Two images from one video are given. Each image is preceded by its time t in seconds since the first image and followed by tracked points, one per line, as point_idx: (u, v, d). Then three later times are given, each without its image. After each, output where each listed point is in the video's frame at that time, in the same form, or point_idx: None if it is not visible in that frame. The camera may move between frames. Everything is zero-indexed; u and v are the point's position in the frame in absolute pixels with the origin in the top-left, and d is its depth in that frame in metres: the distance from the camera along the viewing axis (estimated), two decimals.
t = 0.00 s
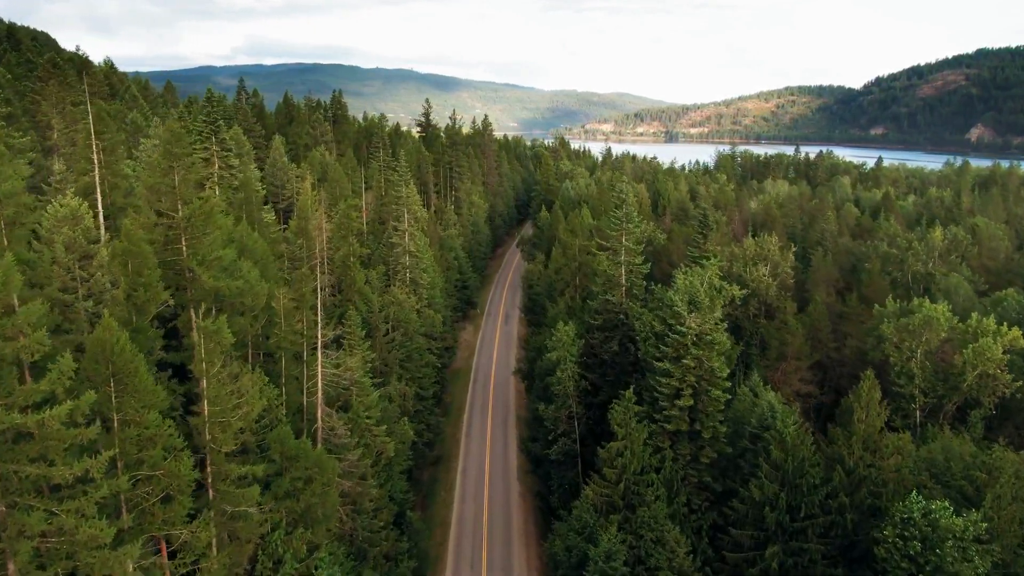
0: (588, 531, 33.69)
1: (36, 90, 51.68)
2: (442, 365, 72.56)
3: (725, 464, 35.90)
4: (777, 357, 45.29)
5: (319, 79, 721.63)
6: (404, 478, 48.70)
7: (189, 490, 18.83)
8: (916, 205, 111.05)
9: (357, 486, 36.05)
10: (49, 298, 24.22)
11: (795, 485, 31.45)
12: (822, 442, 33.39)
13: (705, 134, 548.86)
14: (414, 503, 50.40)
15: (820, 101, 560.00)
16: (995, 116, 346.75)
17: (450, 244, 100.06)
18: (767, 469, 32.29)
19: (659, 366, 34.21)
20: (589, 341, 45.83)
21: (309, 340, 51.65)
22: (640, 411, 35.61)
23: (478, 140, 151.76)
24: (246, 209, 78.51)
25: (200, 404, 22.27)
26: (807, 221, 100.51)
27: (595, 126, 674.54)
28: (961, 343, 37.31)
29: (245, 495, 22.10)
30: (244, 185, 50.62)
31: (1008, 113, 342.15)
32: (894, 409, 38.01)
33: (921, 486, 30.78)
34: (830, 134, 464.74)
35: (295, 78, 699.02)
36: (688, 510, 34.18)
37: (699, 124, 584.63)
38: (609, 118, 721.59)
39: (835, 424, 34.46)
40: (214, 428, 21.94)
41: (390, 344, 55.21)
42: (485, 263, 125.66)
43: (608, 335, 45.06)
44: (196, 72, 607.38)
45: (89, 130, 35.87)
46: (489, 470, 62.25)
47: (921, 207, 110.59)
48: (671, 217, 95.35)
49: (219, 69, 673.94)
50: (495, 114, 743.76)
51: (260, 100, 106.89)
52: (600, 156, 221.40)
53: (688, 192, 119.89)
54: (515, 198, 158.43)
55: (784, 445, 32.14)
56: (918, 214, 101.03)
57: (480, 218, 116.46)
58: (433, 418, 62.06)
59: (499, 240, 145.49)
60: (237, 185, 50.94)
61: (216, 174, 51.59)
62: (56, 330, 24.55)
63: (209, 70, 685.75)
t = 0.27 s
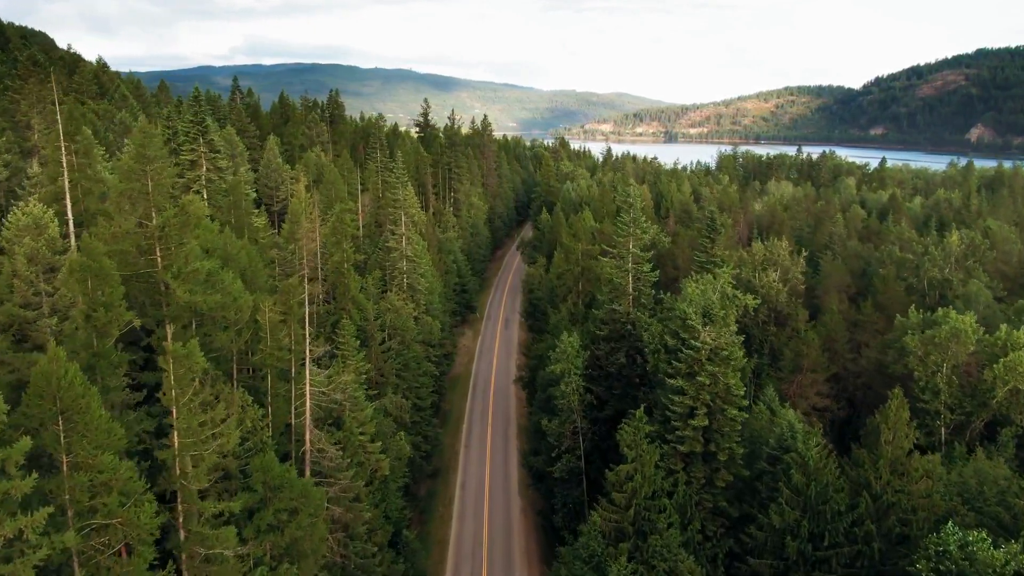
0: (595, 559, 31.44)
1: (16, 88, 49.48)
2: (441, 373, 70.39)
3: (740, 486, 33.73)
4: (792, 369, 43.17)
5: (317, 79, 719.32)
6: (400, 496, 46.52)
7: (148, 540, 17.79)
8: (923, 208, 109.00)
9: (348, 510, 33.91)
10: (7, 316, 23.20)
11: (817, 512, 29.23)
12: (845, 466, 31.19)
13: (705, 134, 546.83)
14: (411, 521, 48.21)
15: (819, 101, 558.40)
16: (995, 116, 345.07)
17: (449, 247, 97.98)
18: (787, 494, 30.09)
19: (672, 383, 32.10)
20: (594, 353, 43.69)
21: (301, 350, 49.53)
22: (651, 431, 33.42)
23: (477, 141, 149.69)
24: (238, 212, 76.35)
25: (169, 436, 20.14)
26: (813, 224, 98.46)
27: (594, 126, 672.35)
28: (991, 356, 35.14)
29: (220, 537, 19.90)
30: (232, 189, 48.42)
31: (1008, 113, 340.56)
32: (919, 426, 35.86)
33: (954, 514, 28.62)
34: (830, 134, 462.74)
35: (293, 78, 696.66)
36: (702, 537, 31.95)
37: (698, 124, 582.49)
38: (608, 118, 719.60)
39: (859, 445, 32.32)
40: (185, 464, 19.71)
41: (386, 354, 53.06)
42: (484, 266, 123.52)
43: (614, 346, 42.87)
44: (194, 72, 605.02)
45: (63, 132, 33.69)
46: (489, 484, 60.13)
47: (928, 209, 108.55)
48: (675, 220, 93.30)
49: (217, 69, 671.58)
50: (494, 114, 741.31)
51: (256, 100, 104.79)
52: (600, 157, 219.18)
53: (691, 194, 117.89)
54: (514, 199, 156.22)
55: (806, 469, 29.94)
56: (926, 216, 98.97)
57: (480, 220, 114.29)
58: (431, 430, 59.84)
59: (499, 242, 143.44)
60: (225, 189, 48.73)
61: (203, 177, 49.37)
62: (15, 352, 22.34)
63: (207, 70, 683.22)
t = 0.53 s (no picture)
0: None
1: None
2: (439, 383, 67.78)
3: (762, 517, 31.13)
4: (811, 384, 40.62)
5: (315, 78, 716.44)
6: (396, 518, 43.92)
7: None
8: (931, 211, 106.60)
9: (336, 541, 31.43)
10: None
11: (849, 548, 26.56)
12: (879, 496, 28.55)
13: (704, 134, 544.51)
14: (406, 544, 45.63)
15: (819, 101, 556.48)
16: (995, 116, 343.12)
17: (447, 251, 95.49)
18: (816, 529, 27.43)
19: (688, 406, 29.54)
20: (602, 368, 41.13)
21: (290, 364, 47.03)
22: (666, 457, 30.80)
23: (476, 141, 147.15)
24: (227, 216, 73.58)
25: (124, 482, 17.61)
26: (820, 227, 96.01)
27: (593, 126, 669.92)
28: None
29: None
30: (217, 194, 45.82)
31: (1008, 113, 338.67)
32: (952, 448, 33.26)
33: (999, 551, 26.01)
34: (830, 134, 460.59)
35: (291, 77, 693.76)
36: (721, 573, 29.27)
37: (698, 124, 580.11)
38: (607, 119, 717.31)
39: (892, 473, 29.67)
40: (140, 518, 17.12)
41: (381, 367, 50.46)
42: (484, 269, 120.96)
43: (622, 361, 40.28)
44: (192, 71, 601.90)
45: (28, 134, 31.14)
46: (489, 501, 57.52)
47: (937, 211, 106.15)
48: (680, 223, 90.80)
49: (214, 69, 668.27)
50: (492, 114, 738.72)
51: (249, 99, 102.22)
52: (600, 158, 216.76)
53: (694, 195, 115.34)
54: (514, 200, 153.68)
55: (837, 502, 27.28)
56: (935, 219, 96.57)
57: (479, 223, 111.75)
58: (429, 444, 57.22)
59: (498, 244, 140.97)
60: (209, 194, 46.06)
61: (187, 181, 46.71)
62: None
63: (205, 70, 680.45)
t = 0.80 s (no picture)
0: None
1: None
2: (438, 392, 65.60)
3: (784, 548, 28.94)
4: (830, 399, 38.46)
5: (314, 78, 714.58)
6: (392, 538, 41.77)
7: None
8: (939, 213, 104.54)
9: (326, 574, 29.26)
10: None
11: None
12: (912, 528, 26.31)
13: (703, 134, 542.79)
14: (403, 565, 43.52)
15: (818, 101, 554.86)
16: (995, 116, 341.48)
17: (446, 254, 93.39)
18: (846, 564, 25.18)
19: (704, 429, 27.29)
20: (609, 383, 39.04)
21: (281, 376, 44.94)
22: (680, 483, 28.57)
23: (476, 141, 145.12)
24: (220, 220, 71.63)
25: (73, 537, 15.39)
26: (827, 229, 93.97)
27: (593, 126, 668.07)
28: None
29: None
30: (203, 197, 43.67)
31: (1008, 113, 337.01)
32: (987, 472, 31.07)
33: None
34: (830, 134, 458.68)
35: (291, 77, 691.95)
36: None
37: (697, 124, 578.29)
38: (606, 119, 715.46)
39: (926, 501, 27.45)
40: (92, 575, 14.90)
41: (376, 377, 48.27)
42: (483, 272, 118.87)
43: (631, 375, 38.09)
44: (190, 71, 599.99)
45: None
46: (489, 516, 55.38)
47: (945, 213, 104.11)
48: (684, 226, 88.77)
49: (213, 68, 667.43)
50: (491, 114, 736.67)
51: (244, 99, 100.23)
52: (600, 158, 214.88)
53: (698, 197, 113.21)
54: (514, 202, 151.65)
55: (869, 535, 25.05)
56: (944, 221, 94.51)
57: (479, 225, 109.66)
58: (427, 457, 55.03)
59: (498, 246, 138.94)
60: (195, 197, 43.91)
61: (172, 185, 44.57)
62: None
63: (204, 70, 678.55)
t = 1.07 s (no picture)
0: None
1: None
2: (436, 402, 63.45)
3: None
4: (850, 417, 36.42)
5: (313, 78, 712.06)
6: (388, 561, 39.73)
7: None
8: (946, 215, 102.70)
9: None
10: None
11: None
12: (953, 567, 24.08)
13: (703, 134, 540.93)
14: None
15: (818, 101, 553.56)
16: (995, 116, 339.95)
17: (445, 257, 91.23)
18: None
19: (723, 456, 25.08)
20: (616, 399, 36.94)
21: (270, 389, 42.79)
22: (700, 515, 26.31)
23: (475, 142, 142.99)
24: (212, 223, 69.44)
25: None
26: (833, 232, 92.04)
27: (592, 126, 665.92)
28: None
29: None
30: (188, 201, 41.44)
31: (1007, 113, 335.60)
32: None
33: None
34: (830, 134, 456.96)
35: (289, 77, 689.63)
36: None
37: (697, 124, 575.74)
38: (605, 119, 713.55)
39: (965, 536, 25.28)
40: None
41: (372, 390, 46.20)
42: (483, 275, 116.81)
43: (640, 391, 35.99)
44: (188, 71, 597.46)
45: None
46: (489, 532, 53.27)
47: (953, 216, 102.19)
48: (689, 229, 86.83)
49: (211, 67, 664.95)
50: (490, 114, 734.43)
51: (238, 99, 98.11)
52: (600, 158, 212.93)
53: (702, 199, 111.17)
54: (514, 203, 149.62)
55: None
56: (952, 225, 92.78)
57: (479, 227, 107.55)
58: (425, 471, 52.87)
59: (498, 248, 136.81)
60: (180, 202, 41.67)
61: (156, 188, 42.35)
62: None
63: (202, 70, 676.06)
